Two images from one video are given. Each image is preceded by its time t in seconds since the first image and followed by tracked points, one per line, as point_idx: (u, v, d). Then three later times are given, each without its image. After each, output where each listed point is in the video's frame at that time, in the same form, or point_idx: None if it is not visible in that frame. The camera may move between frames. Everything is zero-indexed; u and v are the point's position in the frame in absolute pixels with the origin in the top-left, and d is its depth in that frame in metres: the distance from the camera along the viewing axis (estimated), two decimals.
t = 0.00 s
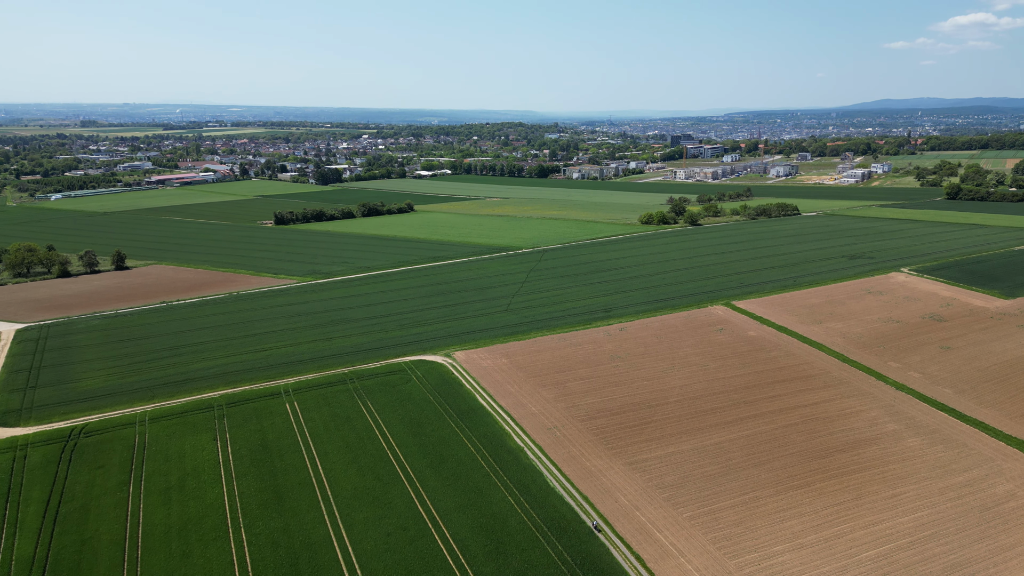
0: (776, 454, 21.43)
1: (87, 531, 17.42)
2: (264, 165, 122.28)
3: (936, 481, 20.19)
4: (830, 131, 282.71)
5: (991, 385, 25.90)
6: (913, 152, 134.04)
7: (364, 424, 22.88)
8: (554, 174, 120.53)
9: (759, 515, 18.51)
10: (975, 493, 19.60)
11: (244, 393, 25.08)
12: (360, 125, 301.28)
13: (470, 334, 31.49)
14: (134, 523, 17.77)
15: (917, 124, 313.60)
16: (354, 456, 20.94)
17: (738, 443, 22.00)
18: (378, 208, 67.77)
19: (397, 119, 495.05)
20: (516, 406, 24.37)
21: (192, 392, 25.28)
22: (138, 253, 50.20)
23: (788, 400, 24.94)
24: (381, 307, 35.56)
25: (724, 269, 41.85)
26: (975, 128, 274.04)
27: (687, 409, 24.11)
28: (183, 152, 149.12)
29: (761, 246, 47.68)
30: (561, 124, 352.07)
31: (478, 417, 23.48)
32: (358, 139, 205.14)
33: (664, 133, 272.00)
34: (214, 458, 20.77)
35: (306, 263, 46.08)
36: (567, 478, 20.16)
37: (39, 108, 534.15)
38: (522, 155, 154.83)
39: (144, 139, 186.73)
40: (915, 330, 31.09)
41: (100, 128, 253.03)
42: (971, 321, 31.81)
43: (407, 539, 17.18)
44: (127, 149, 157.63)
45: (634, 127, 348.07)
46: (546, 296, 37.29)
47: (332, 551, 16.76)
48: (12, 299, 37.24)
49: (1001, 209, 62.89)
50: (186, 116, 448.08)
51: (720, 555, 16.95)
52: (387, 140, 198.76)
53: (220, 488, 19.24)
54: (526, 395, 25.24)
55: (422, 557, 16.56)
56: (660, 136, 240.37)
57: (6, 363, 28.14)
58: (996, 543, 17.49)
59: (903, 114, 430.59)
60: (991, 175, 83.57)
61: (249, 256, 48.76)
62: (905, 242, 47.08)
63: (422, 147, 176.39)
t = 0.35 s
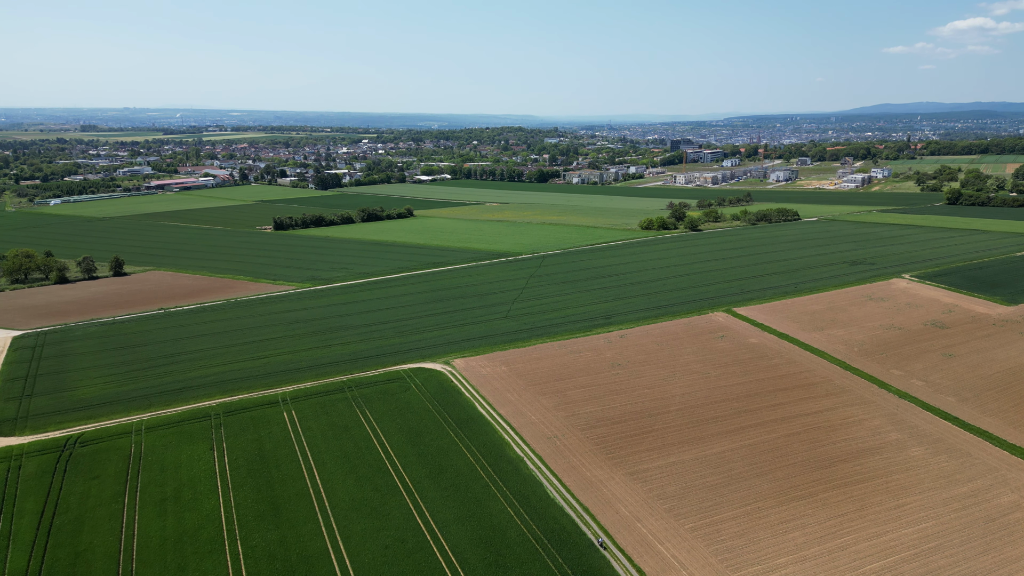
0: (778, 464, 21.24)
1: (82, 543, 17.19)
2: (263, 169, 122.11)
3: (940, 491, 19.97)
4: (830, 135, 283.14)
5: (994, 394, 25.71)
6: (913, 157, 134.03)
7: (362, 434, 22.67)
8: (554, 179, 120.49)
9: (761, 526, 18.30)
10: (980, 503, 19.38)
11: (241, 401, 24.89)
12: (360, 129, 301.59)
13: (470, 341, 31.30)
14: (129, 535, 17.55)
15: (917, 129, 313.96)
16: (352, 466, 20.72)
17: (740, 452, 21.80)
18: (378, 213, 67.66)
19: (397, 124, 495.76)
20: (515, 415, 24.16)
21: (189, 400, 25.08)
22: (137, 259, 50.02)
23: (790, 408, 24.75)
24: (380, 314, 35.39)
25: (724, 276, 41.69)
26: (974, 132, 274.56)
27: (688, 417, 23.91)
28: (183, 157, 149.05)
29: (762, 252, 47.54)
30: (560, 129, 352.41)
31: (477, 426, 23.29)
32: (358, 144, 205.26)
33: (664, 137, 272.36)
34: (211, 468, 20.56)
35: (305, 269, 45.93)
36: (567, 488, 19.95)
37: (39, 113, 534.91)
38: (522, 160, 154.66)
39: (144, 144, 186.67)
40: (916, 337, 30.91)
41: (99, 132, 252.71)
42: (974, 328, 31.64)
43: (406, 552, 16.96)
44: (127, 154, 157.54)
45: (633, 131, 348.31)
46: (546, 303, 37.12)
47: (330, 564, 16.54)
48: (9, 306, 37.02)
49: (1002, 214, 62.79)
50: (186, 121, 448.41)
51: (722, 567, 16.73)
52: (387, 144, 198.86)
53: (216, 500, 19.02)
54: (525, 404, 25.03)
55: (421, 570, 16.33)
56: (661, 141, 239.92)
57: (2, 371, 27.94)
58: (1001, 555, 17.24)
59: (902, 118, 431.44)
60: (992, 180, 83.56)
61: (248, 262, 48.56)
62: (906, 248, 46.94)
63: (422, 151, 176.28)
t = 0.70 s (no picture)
0: (781, 474, 21.01)
1: (75, 556, 16.94)
2: (263, 174, 122.13)
3: (944, 502, 19.74)
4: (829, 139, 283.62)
5: (998, 402, 25.50)
6: (913, 162, 134.08)
7: (360, 443, 22.45)
8: (554, 183, 120.47)
9: (764, 537, 18.06)
10: (986, 514, 19.12)
11: (239, 410, 24.68)
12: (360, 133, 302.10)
13: (469, 348, 31.10)
14: (123, 548, 17.31)
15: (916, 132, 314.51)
16: (350, 477, 20.51)
17: (742, 462, 21.57)
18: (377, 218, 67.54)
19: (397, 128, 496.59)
20: (515, 424, 23.95)
21: (186, 409, 24.87)
22: (135, 265, 49.85)
23: (792, 417, 24.52)
24: (379, 320, 35.21)
25: (725, 282, 41.53)
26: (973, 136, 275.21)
27: (690, 426, 23.69)
28: (184, 162, 149.10)
29: (763, 257, 47.39)
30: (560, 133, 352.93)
31: (476, 436, 23.07)
32: (358, 148, 205.08)
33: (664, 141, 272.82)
34: (207, 478, 20.34)
35: (304, 275, 45.75)
36: (568, 500, 19.73)
37: (40, 118, 535.65)
38: (522, 165, 154.68)
39: (144, 149, 186.81)
40: (919, 345, 30.71)
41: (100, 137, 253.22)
42: (976, 335, 31.44)
43: (403, 565, 16.71)
44: (127, 158, 157.35)
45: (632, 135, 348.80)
46: (546, 309, 36.94)
47: None
48: (6, 312, 36.82)
49: (1002, 219, 62.67)
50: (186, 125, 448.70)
51: None
52: (387, 149, 198.98)
53: (212, 511, 18.79)
54: (526, 412, 24.82)
55: None
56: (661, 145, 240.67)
57: None
58: (1008, 567, 16.98)
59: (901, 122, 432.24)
60: (992, 185, 83.47)
61: (247, 268, 48.38)
62: (907, 254, 46.77)
63: (422, 156, 176.42)
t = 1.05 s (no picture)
0: (783, 484, 20.79)
1: (69, 568, 16.70)
2: (262, 179, 122.05)
3: (948, 513, 19.51)
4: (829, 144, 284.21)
5: (1001, 410, 25.29)
6: (913, 166, 134.14)
7: (358, 453, 22.26)
8: (554, 188, 120.45)
9: (766, 549, 17.83)
10: (990, 526, 18.89)
11: (236, 419, 24.48)
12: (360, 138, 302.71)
13: (469, 356, 30.92)
14: (117, 560, 17.08)
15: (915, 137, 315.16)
16: (348, 487, 20.31)
17: (744, 472, 21.36)
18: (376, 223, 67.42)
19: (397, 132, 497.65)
20: (515, 433, 23.74)
21: (183, 417, 24.67)
22: (134, 270, 49.65)
23: (794, 426, 24.31)
24: (378, 327, 35.02)
25: (726, 288, 41.36)
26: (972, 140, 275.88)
27: (691, 435, 23.50)
28: (183, 166, 149.03)
29: (763, 263, 47.24)
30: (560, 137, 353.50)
31: (475, 445, 22.86)
32: (358, 153, 205.08)
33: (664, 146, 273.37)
34: (204, 489, 20.11)
35: (303, 281, 45.58)
36: (568, 511, 19.50)
37: (41, 122, 535.70)
38: (521, 169, 154.52)
39: (144, 153, 186.96)
40: (921, 352, 30.51)
41: (101, 141, 254.12)
42: (979, 342, 31.26)
43: None
44: (127, 163, 157.12)
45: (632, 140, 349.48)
46: (546, 316, 36.78)
47: None
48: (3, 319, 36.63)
49: (1003, 225, 62.55)
50: (186, 130, 448.60)
51: None
52: (387, 153, 199.12)
53: (208, 523, 18.57)
54: (525, 421, 24.61)
55: None
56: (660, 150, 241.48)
57: None
58: None
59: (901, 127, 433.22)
60: (992, 190, 83.43)
61: (245, 274, 48.20)
62: (908, 260, 46.61)
63: (422, 160, 176.54)
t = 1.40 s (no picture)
0: (785, 495, 20.57)
1: None
2: (262, 184, 121.99)
3: (953, 524, 19.27)
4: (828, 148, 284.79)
5: (1005, 419, 25.08)
6: (913, 171, 134.22)
7: (356, 462, 22.04)
8: (554, 193, 120.44)
9: (769, 561, 17.59)
10: (996, 537, 18.65)
11: (233, 427, 24.27)
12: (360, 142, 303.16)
13: (468, 363, 30.73)
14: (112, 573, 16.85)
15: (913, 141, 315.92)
16: (346, 497, 20.09)
17: (746, 482, 21.14)
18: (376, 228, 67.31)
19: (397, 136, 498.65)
20: (515, 442, 23.53)
21: (180, 426, 24.45)
22: (132, 276, 49.50)
23: (796, 435, 24.10)
24: (377, 334, 34.84)
25: (726, 294, 41.21)
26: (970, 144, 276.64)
27: (692, 445, 23.29)
28: (183, 170, 149.00)
29: (764, 269, 47.10)
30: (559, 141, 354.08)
31: (474, 454, 22.64)
32: (357, 158, 205.22)
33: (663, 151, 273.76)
34: (200, 500, 19.89)
35: (301, 287, 45.40)
36: (569, 522, 19.27)
37: (41, 127, 535.80)
38: (521, 174, 154.56)
39: (144, 158, 186.83)
40: (924, 359, 30.32)
41: (101, 145, 254.40)
42: (981, 349, 31.07)
43: None
44: (126, 168, 157.00)
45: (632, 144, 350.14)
46: (546, 322, 36.61)
47: None
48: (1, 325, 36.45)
49: (1004, 230, 62.44)
50: (186, 134, 448.72)
51: None
52: (388, 158, 199.31)
53: (204, 534, 18.33)
54: (525, 430, 24.40)
55: None
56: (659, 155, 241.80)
57: None
58: None
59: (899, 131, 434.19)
60: (993, 195, 83.39)
61: (244, 280, 48.03)
62: (909, 266, 46.47)
63: (422, 165, 176.48)
